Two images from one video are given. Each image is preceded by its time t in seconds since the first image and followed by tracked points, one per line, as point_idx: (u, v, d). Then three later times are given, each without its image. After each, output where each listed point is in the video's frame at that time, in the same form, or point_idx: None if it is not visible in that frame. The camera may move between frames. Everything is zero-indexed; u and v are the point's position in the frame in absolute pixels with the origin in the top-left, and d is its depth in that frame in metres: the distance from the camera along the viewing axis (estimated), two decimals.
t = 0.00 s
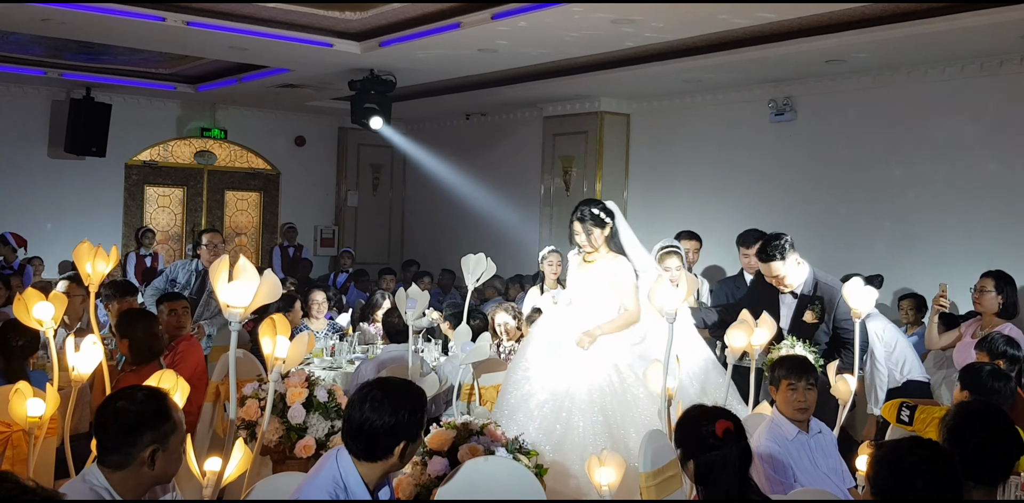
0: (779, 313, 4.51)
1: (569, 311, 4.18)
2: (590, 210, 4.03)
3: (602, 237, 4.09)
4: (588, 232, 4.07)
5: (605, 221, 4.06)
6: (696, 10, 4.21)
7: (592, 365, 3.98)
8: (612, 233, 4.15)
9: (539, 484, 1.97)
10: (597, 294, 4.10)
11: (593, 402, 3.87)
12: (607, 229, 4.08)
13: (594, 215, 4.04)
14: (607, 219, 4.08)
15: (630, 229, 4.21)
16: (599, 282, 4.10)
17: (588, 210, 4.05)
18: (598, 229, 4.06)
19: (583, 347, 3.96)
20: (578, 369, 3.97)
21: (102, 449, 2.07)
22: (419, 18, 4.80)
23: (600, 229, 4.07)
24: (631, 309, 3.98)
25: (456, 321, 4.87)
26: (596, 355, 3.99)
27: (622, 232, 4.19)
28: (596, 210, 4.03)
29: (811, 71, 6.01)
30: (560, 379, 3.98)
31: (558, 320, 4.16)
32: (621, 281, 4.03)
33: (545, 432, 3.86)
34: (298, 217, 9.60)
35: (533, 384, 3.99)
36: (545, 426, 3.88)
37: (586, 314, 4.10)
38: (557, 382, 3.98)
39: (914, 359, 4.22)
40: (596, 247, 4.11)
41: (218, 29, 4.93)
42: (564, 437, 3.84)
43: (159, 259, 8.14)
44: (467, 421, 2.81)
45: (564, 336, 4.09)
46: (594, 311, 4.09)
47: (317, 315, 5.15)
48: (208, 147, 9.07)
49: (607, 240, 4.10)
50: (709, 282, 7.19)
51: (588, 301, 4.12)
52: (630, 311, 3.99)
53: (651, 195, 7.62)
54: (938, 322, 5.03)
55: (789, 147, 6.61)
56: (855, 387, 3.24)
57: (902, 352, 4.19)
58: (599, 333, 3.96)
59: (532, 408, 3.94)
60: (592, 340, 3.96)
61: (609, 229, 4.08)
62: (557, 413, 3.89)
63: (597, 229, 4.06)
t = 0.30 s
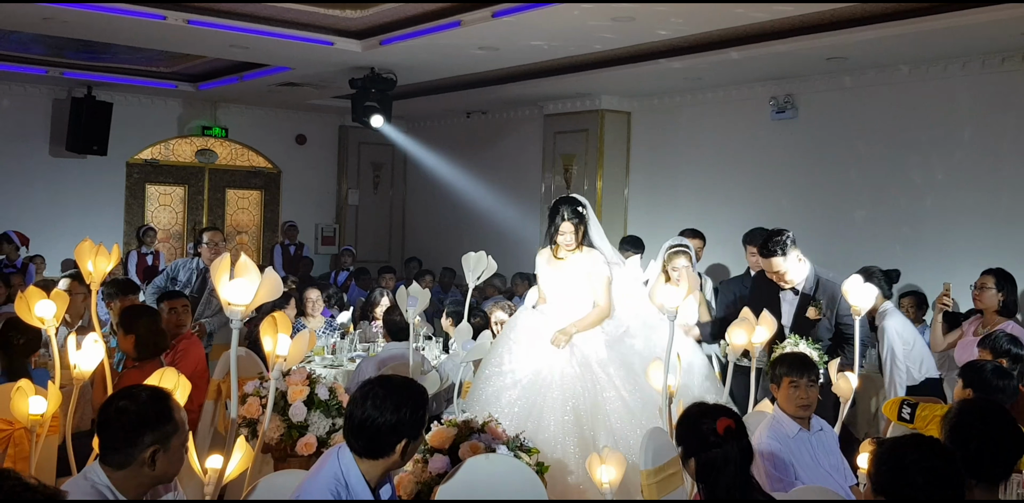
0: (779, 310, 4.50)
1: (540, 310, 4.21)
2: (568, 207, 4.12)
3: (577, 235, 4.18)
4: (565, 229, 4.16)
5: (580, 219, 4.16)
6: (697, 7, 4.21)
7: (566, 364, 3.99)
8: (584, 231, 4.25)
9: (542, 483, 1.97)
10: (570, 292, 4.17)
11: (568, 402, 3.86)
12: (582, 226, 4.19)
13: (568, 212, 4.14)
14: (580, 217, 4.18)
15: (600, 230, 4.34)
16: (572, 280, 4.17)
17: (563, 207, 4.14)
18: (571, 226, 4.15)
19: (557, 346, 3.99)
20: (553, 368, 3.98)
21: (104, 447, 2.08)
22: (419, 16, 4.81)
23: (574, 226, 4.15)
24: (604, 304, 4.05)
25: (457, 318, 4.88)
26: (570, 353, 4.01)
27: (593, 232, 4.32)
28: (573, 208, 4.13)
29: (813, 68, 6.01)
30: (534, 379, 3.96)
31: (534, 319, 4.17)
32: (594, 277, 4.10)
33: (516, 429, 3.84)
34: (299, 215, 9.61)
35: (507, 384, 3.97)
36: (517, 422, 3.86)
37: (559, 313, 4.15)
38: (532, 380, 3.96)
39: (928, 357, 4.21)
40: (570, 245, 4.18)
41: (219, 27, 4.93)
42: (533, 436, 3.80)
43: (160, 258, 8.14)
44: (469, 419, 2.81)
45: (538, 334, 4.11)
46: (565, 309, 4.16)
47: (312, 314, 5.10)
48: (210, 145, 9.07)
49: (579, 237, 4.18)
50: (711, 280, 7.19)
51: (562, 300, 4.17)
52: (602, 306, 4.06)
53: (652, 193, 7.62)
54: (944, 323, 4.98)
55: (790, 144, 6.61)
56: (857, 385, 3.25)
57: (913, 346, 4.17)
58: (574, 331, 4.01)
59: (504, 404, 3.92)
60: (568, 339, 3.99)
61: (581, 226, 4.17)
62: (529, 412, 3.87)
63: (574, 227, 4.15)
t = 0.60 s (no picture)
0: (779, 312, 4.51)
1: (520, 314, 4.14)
2: (556, 209, 4.01)
3: (562, 237, 4.08)
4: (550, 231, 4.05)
5: (566, 221, 4.06)
6: (702, 7, 4.20)
7: (547, 372, 3.95)
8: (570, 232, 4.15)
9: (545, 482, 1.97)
10: (552, 296, 4.08)
11: (548, 412, 3.80)
12: (568, 228, 4.09)
13: (555, 215, 4.03)
14: (566, 220, 4.08)
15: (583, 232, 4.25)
16: (555, 284, 4.08)
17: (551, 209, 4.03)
18: (557, 229, 4.06)
19: (538, 352, 3.95)
20: (535, 376, 3.92)
21: (109, 447, 2.08)
22: (424, 16, 4.80)
23: (560, 229, 4.06)
24: (585, 311, 4.02)
25: (462, 318, 4.88)
26: (550, 360, 3.97)
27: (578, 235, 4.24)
28: (560, 211, 4.03)
29: (817, 67, 5.99)
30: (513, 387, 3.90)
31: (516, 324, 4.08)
32: (576, 282, 4.04)
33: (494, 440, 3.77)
34: (303, 215, 9.61)
35: (487, 392, 3.90)
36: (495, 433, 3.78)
37: (539, 317, 4.07)
38: (511, 390, 3.90)
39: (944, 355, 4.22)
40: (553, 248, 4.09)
41: (223, 27, 4.93)
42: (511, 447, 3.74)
43: (165, 257, 8.15)
44: (473, 418, 2.80)
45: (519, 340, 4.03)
46: (546, 313, 4.07)
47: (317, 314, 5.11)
48: (214, 145, 9.08)
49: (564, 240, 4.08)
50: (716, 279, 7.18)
51: (542, 305, 4.09)
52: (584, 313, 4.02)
53: (657, 192, 7.61)
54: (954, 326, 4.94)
55: (795, 143, 6.60)
56: (862, 385, 3.23)
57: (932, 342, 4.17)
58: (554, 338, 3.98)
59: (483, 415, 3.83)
60: (547, 345, 3.95)
61: (567, 229, 4.08)
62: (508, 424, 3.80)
63: (559, 229, 4.06)
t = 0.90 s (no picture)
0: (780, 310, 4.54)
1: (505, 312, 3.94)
2: (550, 205, 3.79)
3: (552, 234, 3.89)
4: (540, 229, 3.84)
5: (558, 218, 3.86)
6: (705, 6, 4.20)
7: (532, 373, 3.76)
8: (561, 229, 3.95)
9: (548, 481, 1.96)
10: (538, 295, 3.89)
11: (534, 416, 3.61)
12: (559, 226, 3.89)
13: (546, 211, 3.82)
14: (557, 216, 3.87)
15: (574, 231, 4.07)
16: (542, 282, 3.88)
17: (543, 204, 3.82)
18: (548, 225, 3.85)
19: (523, 353, 3.76)
20: (519, 376, 3.73)
21: (112, 447, 2.08)
22: (426, 15, 4.79)
23: (550, 225, 3.85)
24: (573, 312, 3.84)
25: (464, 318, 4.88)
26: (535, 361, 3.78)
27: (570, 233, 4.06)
28: (554, 207, 3.80)
29: (820, 67, 5.98)
30: (497, 389, 3.69)
31: (499, 321, 3.89)
32: (563, 281, 3.86)
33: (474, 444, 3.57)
34: (306, 214, 9.61)
35: (469, 392, 3.69)
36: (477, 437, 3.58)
37: (523, 316, 3.89)
38: (494, 391, 3.69)
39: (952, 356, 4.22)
40: (542, 244, 3.89)
41: (226, 26, 4.93)
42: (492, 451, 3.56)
43: (167, 256, 8.15)
44: (476, 418, 2.79)
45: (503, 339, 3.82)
46: (532, 310, 3.88)
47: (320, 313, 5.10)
48: (217, 144, 9.08)
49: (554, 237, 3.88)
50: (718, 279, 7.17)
51: (526, 304, 3.90)
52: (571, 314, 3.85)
53: (659, 192, 7.60)
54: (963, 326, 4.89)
55: (798, 143, 6.59)
56: (865, 385, 3.23)
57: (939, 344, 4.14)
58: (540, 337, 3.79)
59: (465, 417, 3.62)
60: (533, 346, 3.76)
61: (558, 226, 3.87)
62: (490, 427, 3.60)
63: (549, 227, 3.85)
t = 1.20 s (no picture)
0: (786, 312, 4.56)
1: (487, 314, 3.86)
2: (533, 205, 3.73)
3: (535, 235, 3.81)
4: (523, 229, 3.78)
5: (541, 218, 3.79)
6: (708, 6, 4.19)
7: (518, 376, 3.69)
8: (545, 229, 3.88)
9: (550, 480, 1.97)
10: (522, 296, 3.83)
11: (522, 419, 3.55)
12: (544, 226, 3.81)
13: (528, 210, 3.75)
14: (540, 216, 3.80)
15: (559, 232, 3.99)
16: (525, 284, 3.82)
17: (525, 203, 3.75)
18: (530, 224, 3.78)
19: (508, 355, 3.68)
20: (506, 378, 3.66)
21: (115, 447, 2.08)
22: (429, 15, 4.79)
23: (532, 225, 3.78)
24: (557, 313, 3.75)
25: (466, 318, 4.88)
26: (521, 363, 3.71)
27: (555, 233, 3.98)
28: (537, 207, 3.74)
29: (823, 66, 5.98)
30: (484, 392, 3.62)
31: (483, 324, 3.80)
32: (547, 282, 3.78)
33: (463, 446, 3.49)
34: (309, 213, 9.62)
35: (455, 396, 3.61)
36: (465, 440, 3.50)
37: (507, 317, 3.81)
38: (481, 394, 3.62)
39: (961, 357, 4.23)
40: (526, 245, 3.82)
41: (229, 26, 4.93)
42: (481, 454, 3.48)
43: (170, 256, 8.15)
44: (479, 418, 2.80)
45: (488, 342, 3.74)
46: (514, 313, 3.81)
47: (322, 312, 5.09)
48: (220, 144, 9.09)
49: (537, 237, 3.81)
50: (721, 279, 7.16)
51: (511, 305, 3.83)
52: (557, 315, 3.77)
53: (662, 191, 7.60)
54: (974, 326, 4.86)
55: (801, 142, 6.58)
56: (868, 385, 3.22)
57: (951, 347, 4.16)
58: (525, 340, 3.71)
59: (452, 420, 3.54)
60: (518, 348, 3.69)
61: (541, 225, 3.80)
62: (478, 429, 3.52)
63: (533, 227, 3.78)
